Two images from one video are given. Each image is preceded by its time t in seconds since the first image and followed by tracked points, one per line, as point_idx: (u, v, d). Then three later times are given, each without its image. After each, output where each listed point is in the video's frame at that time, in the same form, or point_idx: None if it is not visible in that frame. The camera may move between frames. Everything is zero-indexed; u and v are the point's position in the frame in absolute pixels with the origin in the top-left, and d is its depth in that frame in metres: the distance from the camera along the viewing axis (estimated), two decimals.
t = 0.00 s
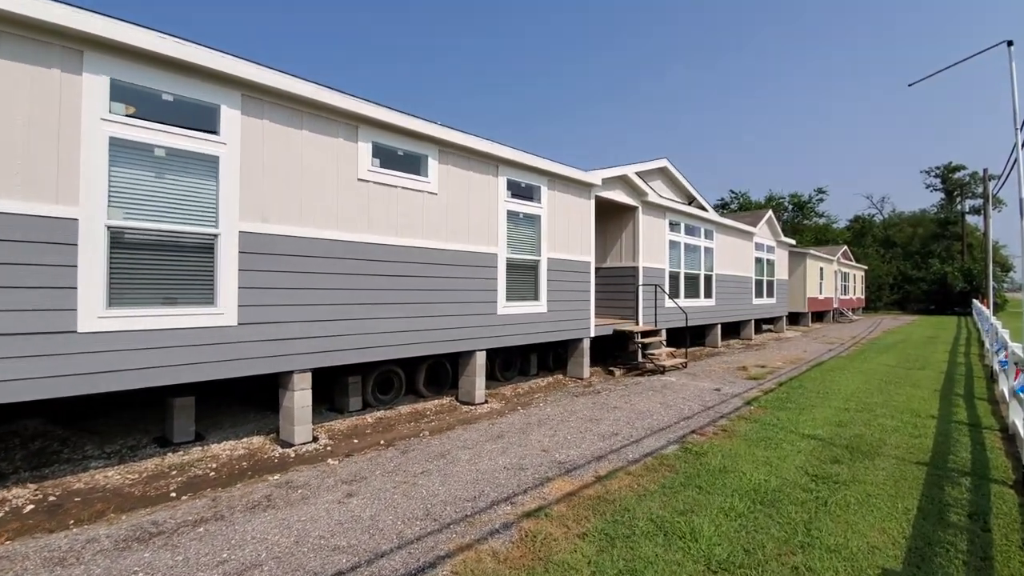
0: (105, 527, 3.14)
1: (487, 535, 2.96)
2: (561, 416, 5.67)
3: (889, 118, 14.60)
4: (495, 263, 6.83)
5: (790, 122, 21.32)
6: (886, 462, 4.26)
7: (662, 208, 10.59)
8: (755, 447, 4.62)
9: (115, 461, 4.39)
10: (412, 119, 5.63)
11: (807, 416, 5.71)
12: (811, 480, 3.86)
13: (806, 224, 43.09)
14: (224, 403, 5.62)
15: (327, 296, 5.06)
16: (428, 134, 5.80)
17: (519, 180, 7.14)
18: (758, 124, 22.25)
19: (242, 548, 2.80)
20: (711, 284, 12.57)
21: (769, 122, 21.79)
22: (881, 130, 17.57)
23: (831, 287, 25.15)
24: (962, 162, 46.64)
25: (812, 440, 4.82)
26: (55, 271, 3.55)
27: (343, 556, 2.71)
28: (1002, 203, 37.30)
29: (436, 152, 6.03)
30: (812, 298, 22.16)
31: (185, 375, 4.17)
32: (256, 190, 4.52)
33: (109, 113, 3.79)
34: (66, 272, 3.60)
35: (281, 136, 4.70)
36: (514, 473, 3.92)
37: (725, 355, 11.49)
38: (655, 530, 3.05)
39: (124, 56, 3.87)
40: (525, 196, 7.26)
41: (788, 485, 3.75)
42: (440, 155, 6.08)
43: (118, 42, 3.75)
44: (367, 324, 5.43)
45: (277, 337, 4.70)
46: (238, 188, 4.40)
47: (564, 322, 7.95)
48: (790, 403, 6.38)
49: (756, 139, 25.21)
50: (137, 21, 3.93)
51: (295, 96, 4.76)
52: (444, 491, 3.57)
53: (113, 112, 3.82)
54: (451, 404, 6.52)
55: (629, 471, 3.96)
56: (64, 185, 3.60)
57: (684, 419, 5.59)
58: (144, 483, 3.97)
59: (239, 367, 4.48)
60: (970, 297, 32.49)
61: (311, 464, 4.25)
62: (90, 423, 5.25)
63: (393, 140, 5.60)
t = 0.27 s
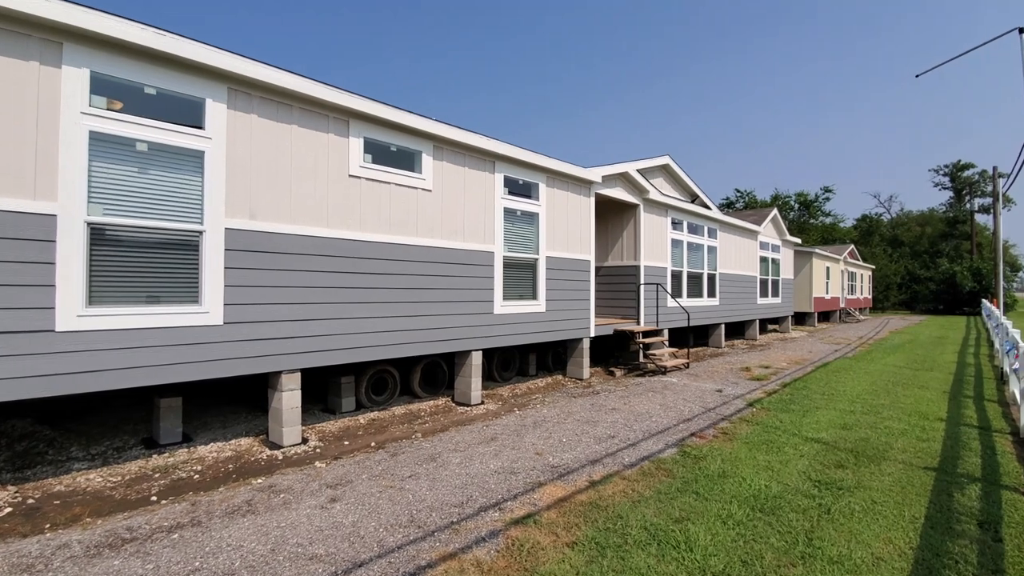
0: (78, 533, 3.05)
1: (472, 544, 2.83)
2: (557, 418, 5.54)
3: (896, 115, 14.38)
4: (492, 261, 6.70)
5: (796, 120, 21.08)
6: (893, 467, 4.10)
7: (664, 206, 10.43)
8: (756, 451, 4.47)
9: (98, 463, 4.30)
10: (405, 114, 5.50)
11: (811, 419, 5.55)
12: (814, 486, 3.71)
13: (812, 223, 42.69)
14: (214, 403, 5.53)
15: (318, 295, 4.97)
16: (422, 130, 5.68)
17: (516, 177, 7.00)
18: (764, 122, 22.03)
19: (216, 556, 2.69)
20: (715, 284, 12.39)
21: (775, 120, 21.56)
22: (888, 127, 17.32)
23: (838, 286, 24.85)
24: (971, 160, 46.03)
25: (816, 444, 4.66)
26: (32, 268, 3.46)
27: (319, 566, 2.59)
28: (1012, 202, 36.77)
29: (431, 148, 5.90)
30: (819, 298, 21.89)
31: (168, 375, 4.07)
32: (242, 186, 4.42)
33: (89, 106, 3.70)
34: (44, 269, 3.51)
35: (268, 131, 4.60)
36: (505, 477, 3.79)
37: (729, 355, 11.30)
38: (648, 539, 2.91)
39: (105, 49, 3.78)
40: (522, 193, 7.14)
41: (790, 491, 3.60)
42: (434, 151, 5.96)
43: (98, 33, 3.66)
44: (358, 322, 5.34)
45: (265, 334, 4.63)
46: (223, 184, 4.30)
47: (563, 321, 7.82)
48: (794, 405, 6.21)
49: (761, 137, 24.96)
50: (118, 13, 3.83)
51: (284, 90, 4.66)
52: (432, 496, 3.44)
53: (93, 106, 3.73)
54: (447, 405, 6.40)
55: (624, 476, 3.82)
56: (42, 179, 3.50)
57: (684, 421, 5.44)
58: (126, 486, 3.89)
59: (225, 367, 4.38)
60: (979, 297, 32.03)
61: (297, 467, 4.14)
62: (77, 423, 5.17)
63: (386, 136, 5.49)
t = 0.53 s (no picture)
0: (51, 542, 2.95)
1: (456, 557, 2.71)
2: (553, 422, 5.41)
3: (903, 112, 14.15)
4: (489, 261, 6.58)
5: (802, 118, 20.80)
6: (899, 475, 3.94)
7: (666, 205, 10.27)
8: (758, 457, 4.32)
9: (82, 468, 4.22)
10: (398, 111, 5.39)
11: (815, 423, 5.39)
12: (818, 495, 3.56)
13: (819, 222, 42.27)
14: (205, 406, 5.44)
15: (310, 296, 4.88)
16: (415, 127, 5.56)
17: (514, 175, 6.88)
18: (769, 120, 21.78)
19: (188, 568, 2.58)
20: (718, 284, 12.21)
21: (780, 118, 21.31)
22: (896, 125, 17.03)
23: (845, 286, 24.56)
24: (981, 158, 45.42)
25: (820, 450, 4.51)
26: (9, 269, 3.37)
27: None
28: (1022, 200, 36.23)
29: (425, 146, 5.79)
30: (825, 298, 21.62)
31: (152, 378, 3.98)
32: (229, 185, 4.32)
33: (69, 102, 3.60)
34: (21, 270, 3.41)
35: (256, 128, 4.51)
36: (495, 484, 3.67)
37: (733, 356, 11.12)
38: (641, 552, 2.77)
39: (85, 44, 3.68)
40: (520, 192, 7.01)
41: (791, 500, 3.46)
42: (429, 149, 5.84)
43: (76, 28, 3.56)
44: (357, 322, 5.27)
45: (280, 318, 4.68)
46: (209, 182, 4.20)
47: (562, 322, 7.68)
48: (798, 409, 6.04)
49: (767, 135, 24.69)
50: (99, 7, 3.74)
51: (271, 87, 4.56)
52: (418, 504, 3.32)
53: (73, 102, 3.63)
54: (442, 408, 6.28)
55: (619, 485, 3.68)
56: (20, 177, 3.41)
57: (684, 426, 5.29)
58: (108, 492, 3.80)
59: (211, 370, 4.28)
60: (988, 297, 31.55)
61: (283, 473, 4.04)
62: (65, 425, 5.10)
63: (379, 133, 5.39)
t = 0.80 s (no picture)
0: (23, 550, 2.87)
1: (437, 569, 2.59)
2: (549, 425, 5.28)
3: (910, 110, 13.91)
4: (485, 260, 6.46)
5: (807, 116, 20.56)
6: (905, 483, 3.79)
7: (668, 204, 10.12)
8: (758, 463, 4.18)
9: (65, 472, 4.15)
10: (391, 108, 5.29)
11: (818, 428, 5.24)
12: (819, 504, 3.42)
13: (824, 222, 41.92)
14: (196, 409, 5.36)
15: (300, 297, 4.79)
16: (409, 124, 5.46)
17: (510, 174, 6.76)
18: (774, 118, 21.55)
19: None
20: (721, 284, 12.05)
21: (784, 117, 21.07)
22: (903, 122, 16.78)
23: (851, 286, 24.30)
24: (989, 157, 44.90)
25: (823, 455, 4.37)
26: None
27: None
28: None
29: (419, 144, 5.69)
30: (831, 298, 21.38)
31: (135, 381, 3.89)
32: (216, 183, 4.23)
33: (48, 99, 3.51)
34: None
35: (243, 125, 4.41)
36: (485, 491, 3.55)
37: (736, 358, 10.96)
38: (631, 565, 2.64)
39: (66, 39, 3.60)
40: (517, 191, 6.89)
41: (791, 510, 3.32)
42: (423, 147, 5.74)
43: (55, 23, 3.47)
44: (352, 324, 5.20)
45: (287, 337, 4.72)
46: (194, 180, 4.11)
47: (561, 323, 7.56)
48: (801, 412, 5.89)
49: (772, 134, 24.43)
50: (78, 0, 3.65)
51: (259, 83, 4.47)
52: (403, 513, 3.21)
53: (53, 98, 3.54)
54: (437, 410, 6.17)
55: (612, 492, 3.55)
56: None
57: (683, 429, 5.16)
58: (88, 497, 3.72)
59: (197, 372, 4.19)
60: (997, 297, 31.17)
61: (268, 479, 3.94)
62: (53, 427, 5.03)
63: (372, 131, 5.29)
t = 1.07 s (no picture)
0: None
1: None
2: (543, 428, 5.16)
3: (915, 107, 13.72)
4: (480, 259, 6.34)
5: (811, 114, 20.35)
6: (909, 489, 3.64)
7: (669, 202, 9.98)
8: (757, 468, 4.05)
9: (45, 474, 4.06)
10: (381, 103, 5.18)
11: (820, 431, 5.09)
12: (819, 512, 3.28)
13: (829, 221, 41.59)
14: (184, 410, 5.27)
15: (288, 295, 4.70)
16: (400, 119, 5.35)
17: (506, 171, 6.64)
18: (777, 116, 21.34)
19: None
20: (723, 283, 11.89)
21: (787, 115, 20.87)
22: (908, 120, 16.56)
23: (856, 286, 24.06)
24: (996, 155, 44.44)
25: (825, 460, 4.23)
26: None
27: None
28: None
29: (411, 140, 5.57)
30: (835, 298, 21.16)
31: (115, 382, 3.79)
32: (198, 179, 4.14)
33: (24, 92, 3.41)
34: None
35: (227, 119, 4.32)
36: (471, 497, 3.43)
37: (738, 358, 10.80)
38: None
39: (43, 31, 3.50)
40: (512, 188, 6.76)
41: (790, 518, 3.18)
42: (414, 143, 5.62)
43: (30, 14, 3.38)
44: (343, 323, 5.12)
45: (282, 337, 4.67)
46: (175, 177, 4.02)
47: (558, 323, 7.43)
48: (802, 414, 5.75)
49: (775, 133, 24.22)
50: None
51: (243, 77, 4.38)
52: (384, 520, 3.10)
53: (29, 92, 3.44)
54: (430, 412, 6.06)
55: (603, 498, 3.42)
56: None
57: (680, 432, 5.02)
58: (66, 501, 3.63)
59: (179, 373, 4.09)
60: (1004, 297, 30.82)
61: (250, 483, 3.84)
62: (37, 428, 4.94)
63: (362, 127, 5.18)
